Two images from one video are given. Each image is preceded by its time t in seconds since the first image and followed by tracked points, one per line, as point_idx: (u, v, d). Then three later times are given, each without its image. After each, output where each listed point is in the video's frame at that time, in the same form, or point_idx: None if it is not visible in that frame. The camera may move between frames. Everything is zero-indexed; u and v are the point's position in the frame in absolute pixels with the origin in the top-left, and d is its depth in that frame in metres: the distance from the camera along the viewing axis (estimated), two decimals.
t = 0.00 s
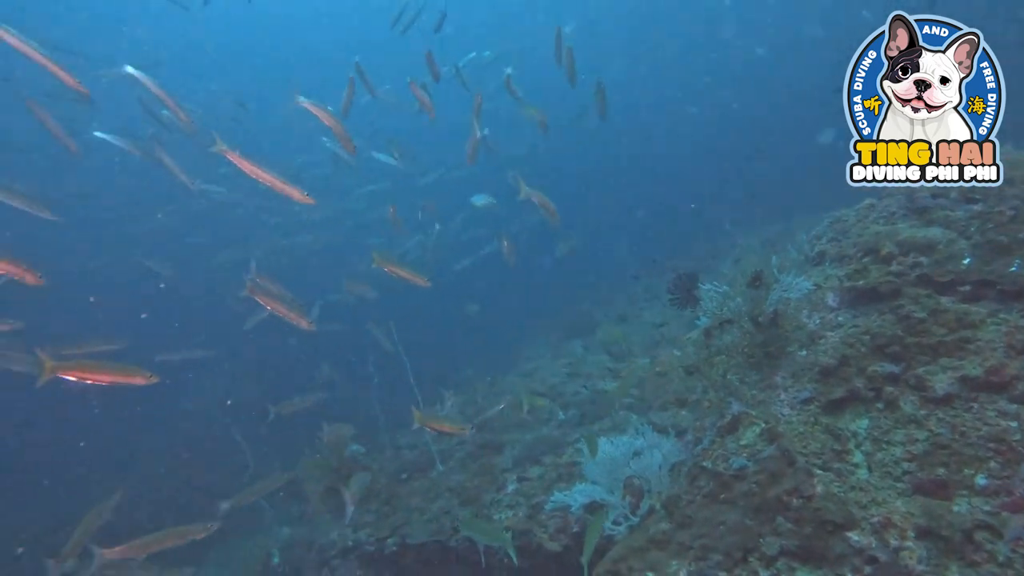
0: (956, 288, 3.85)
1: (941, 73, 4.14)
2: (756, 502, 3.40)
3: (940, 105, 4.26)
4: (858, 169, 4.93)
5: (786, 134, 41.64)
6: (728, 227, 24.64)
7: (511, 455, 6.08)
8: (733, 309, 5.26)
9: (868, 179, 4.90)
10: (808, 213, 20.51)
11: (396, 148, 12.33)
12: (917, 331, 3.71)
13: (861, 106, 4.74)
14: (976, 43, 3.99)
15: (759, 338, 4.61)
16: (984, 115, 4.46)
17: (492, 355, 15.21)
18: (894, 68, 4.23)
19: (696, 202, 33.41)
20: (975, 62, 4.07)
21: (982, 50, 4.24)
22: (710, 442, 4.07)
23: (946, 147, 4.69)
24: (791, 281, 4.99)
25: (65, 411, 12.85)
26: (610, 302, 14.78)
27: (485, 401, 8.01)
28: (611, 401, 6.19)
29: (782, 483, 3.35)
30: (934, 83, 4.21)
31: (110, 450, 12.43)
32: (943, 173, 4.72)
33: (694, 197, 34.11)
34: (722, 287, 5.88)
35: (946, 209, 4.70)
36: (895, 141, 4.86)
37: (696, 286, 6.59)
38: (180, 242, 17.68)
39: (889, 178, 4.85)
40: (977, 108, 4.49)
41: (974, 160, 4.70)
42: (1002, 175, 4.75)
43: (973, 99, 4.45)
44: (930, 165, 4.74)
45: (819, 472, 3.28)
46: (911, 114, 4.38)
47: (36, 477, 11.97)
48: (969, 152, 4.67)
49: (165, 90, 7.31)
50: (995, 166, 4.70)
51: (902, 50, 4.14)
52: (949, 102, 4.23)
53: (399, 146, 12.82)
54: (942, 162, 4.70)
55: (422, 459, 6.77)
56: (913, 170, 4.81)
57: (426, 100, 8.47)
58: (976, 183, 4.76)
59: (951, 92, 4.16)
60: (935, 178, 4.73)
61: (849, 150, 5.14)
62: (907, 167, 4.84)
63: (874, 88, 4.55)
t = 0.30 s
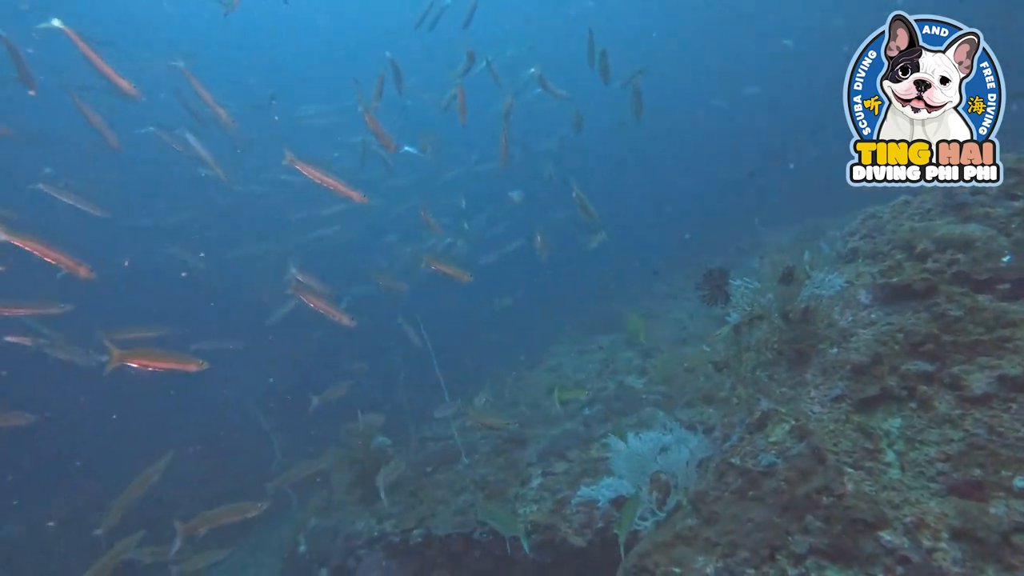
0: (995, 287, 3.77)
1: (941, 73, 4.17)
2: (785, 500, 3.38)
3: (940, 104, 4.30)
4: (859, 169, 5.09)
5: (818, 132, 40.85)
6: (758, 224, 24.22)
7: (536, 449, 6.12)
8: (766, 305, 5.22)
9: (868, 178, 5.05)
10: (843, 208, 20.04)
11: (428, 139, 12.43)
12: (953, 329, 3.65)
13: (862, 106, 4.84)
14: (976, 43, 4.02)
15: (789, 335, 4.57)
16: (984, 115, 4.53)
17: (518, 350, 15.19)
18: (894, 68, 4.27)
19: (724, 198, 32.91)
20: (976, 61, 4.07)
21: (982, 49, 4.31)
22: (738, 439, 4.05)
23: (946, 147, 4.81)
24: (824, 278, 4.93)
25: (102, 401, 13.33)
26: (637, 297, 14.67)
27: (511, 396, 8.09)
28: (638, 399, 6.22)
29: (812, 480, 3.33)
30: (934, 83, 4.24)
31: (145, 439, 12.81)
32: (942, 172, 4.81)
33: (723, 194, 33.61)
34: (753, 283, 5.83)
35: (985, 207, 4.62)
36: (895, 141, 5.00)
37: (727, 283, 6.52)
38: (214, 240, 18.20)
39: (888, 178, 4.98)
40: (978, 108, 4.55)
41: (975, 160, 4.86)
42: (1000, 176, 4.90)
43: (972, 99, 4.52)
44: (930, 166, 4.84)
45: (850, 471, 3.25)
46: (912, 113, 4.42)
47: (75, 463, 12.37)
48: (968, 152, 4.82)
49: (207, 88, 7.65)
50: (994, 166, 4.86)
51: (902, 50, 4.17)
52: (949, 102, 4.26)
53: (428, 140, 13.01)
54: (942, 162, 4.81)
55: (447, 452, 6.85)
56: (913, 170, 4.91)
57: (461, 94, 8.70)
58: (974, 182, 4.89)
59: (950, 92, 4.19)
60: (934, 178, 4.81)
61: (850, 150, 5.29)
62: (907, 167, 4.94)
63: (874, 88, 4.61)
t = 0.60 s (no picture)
0: None
1: (941, 73, 4.16)
2: (811, 499, 3.37)
3: (941, 104, 4.28)
4: (858, 169, 5.01)
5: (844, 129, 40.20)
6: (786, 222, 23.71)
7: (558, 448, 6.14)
8: (794, 304, 5.18)
9: (867, 178, 4.96)
10: (874, 205, 19.51)
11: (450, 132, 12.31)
12: (985, 328, 3.58)
13: (861, 106, 4.80)
14: (976, 43, 4.01)
15: (814, 334, 4.55)
16: (983, 115, 4.45)
17: (540, 349, 15.08)
18: (894, 67, 4.25)
19: (751, 194, 32.33)
20: (976, 61, 4.07)
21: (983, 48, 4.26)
22: (763, 438, 4.04)
23: (945, 146, 4.72)
24: (851, 277, 4.89)
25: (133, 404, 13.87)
26: (662, 296, 14.46)
27: (533, 394, 8.13)
28: (661, 398, 6.20)
29: (839, 480, 3.31)
30: (934, 82, 4.22)
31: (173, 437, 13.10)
32: (942, 172, 4.70)
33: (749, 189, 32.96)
34: (779, 282, 5.79)
35: (1019, 204, 4.55)
36: (894, 141, 4.92)
37: (754, 281, 6.47)
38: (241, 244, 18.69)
39: (888, 178, 4.89)
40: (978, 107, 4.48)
41: (975, 160, 4.78)
42: (1000, 177, 4.84)
43: (973, 98, 4.43)
44: (930, 165, 4.76)
45: (878, 471, 3.23)
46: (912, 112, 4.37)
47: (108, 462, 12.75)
48: (969, 152, 4.75)
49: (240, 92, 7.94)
50: (995, 166, 4.77)
51: (902, 50, 4.16)
52: (949, 102, 4.25)
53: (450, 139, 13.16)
54: (942, 162, 4.71)
55: (468, 451, 6.90)
56: (912, 169, 4.82)
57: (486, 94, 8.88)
58: (975, 182, 4.81)
59: (951, 92, 4.18)
60: (934, 178, 4.72)
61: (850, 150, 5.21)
62: (907, 167, 4.86)
63: (874, 86, 4.57)
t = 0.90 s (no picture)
0: None
1: (941, 73, 4.39)
2: (839, 503, 3.32)
3: (941, 103, 4.52)
4: (859, 169, 5.33)
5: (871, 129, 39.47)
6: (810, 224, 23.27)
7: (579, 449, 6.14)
8: (821, 304, 5.12)
9: (868, 178, 5.28)
10: (903, 207, 19.00)
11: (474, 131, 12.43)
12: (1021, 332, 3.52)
13: (862, 106, 5.11)
14: (976, 43, 4.21)
15: (842, 336, 4.49)
16: (983, 115, 4.73)
17: (560, 350, 15.04)
18: (894, 67, 4.49)
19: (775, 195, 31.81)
20: (976, 61, 4.28)
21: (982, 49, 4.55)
22: (789, 441, 3.99)
23: (944, 146, 5.01)
24: (880, 278, 4.80)
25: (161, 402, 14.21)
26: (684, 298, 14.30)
27: (555, 395, 8.15)
28: (684, 399, 6.17)
29: (868, 484, 3.26)
30: (934, 82, 4.45)
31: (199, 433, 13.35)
32: (941, 172, 5.03)
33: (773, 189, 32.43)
34: (806, 282, 5.71)
35: None
36: (894, 141, 5.23)
37: (781, 280, 6.39)
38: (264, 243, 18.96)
39: (888, 178, 5.20)
40: (978, 107, 4.76)
41: (974, 160, 5.09)
42: (999, 174, 5.15)
43: (972, 99, 4.71)
44: (929, 165, 5.07)
45: (908, 475, 3.16)
46: (912, 112, 4.63)
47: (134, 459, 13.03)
48: (968, 152, 5.06)
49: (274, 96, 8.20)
50: (994, 165, 5.10)
51: (901, 50, 4.39)
52: (948, 102, 4.48)
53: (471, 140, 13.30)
54: (942, 162, 5.02)
55: (489, 450, 6.94)
56: (912, 169, 5.15)
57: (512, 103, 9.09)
58: (973, 182, 5.10)
59: (950, 92, 4.41)
60: (934, 177, 5.05)
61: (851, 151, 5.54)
62: (907, 166, 5.18)
63: (874, 87, 4.89)
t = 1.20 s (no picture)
0: None
1: (941, 73, 4.64)
2: (868, 513, 3.25)
3: (941, 104, 4.76)
4: (859, 169, 5.71)
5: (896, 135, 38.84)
6: (833, 231, 22.86)
7: (600, 455, 6.11)
8: (847, 309, 5.04)
9: (868, 177, 5.64)
10: (931, 213, 18.57)
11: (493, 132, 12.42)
12: None
13: (862, 106, 5.48)
14: (975, 43, 4.43)
15: (870, 342, 4.43)
16: (982, 115, 5.00)
17: (579, 358, 14.96)
18: (895, 67, 4.74)
19: (796, 202, 31.37)
20: (976, 61, 4.49)
21: (983, 52, 4.85)
22: (816, 447, 3.93)
23: (943, 146, 5.26)
24: (910, 283, 4.70)
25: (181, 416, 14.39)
26: (704, 306, 14.14)
27: (575, 401, 8.14)
28: (706, 406, 6.11)
29: (897, 493, 3.18)
30: (935, 83, 4.71)
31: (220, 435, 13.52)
32: (940, 173, 5.24)
33: (794, 196, 31.99)
34: (834, 286, 5.61)
35: None
36: (894, 141, 5.54)
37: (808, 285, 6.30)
38: (286, 251, 19.27)
39: (888, 177, 5.54)
40: (979, 107, 5.01)
41: (973, 161, 5.29)
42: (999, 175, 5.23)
43: (972, 100, 4.97)
44: (928, 165, 5.35)
45: (941, 484, 3.08)
46: (913, 112, 4.88)
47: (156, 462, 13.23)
48: (968, 152, 5.28)
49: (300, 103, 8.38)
50: (994, 167, 5.25)
51: (901, 50, 4.65)
52: (948, 101, 4.72)
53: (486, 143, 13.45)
54: (941, 162, 5.27)
55: (509, 455, 6.93)
56: (911, 169, 5.46)
57: (541, 117, 9.43)
58: (974, 182, 5.26)
59: (949, 92, 4.66)
60: (933, 177, 5.29)
61: (853, 150, 5.91)
62: (907, 166, 5.50)
63: (873, 87, 5.27)
